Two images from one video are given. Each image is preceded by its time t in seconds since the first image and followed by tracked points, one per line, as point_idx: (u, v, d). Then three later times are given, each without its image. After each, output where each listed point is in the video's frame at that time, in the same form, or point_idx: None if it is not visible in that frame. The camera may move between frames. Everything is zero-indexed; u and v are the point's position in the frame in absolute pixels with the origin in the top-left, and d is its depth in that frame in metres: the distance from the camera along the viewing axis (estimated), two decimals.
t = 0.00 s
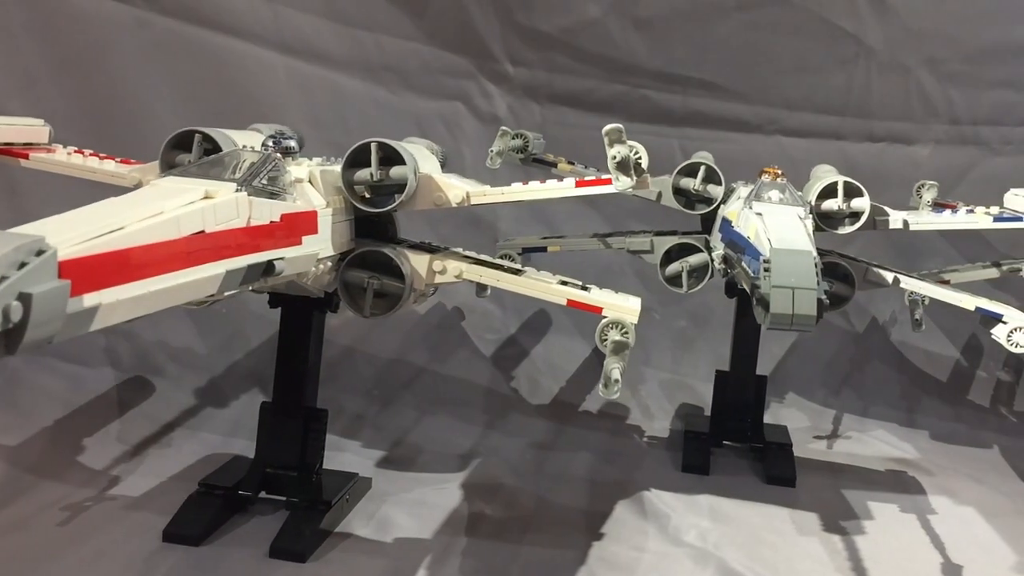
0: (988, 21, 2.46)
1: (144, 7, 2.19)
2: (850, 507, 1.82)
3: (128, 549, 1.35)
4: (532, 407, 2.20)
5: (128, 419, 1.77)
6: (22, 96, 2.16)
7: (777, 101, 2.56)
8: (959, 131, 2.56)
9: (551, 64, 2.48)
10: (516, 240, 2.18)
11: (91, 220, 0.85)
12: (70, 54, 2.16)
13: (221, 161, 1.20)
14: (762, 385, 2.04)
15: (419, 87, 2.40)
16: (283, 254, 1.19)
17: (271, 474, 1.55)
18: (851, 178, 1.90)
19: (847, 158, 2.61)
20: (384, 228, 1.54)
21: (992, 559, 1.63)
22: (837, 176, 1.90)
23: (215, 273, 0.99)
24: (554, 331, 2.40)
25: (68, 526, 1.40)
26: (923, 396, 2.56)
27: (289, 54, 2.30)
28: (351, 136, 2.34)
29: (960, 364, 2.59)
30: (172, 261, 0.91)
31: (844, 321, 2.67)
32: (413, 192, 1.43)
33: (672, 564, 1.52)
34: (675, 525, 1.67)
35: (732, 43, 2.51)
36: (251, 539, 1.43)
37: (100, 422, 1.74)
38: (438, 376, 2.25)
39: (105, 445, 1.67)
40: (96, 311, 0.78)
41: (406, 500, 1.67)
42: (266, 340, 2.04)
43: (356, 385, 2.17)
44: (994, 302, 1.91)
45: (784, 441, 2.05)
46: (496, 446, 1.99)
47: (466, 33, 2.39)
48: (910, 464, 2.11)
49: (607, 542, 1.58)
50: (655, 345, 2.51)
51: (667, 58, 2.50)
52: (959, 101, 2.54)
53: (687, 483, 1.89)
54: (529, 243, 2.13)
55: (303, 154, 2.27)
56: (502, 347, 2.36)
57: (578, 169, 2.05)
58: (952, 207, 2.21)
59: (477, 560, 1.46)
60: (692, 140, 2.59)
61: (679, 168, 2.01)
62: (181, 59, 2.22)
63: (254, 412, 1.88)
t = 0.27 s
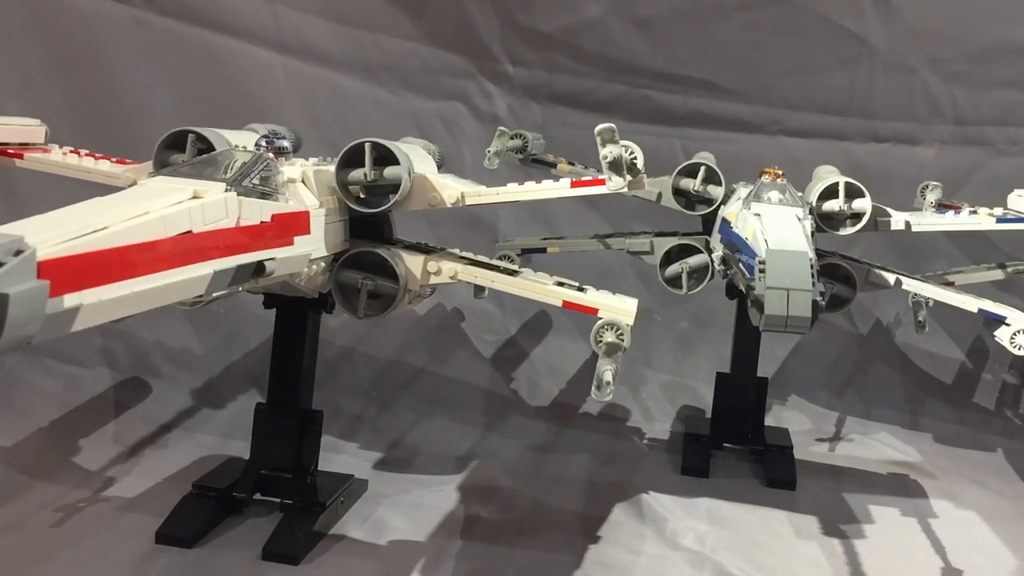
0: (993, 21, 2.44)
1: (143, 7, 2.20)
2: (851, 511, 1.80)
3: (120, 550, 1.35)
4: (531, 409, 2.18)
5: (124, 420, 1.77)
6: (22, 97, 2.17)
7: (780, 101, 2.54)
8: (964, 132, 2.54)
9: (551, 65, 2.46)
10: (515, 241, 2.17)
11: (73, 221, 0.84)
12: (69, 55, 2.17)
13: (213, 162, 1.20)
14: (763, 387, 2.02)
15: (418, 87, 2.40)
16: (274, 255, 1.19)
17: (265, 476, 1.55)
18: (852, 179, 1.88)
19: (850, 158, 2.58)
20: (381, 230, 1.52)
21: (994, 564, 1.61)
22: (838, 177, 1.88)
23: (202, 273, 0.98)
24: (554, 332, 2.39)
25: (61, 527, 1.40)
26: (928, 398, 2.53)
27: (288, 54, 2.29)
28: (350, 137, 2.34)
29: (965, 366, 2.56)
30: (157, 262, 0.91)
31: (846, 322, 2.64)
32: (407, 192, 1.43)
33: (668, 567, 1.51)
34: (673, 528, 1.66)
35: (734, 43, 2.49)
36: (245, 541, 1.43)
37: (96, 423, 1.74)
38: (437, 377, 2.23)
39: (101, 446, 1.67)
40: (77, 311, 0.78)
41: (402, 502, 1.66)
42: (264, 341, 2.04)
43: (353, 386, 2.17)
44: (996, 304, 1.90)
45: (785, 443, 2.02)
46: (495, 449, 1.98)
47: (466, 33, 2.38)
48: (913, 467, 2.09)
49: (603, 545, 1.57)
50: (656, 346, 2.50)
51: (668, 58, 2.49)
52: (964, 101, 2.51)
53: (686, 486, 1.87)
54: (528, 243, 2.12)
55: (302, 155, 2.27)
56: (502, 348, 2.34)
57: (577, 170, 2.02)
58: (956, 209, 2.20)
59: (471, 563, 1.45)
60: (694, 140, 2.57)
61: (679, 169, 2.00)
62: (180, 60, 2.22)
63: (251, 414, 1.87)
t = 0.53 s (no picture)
0: (1005, 20, 2.41)
1: (148, 8, 2.21)
2: (857, 516, 1.78)
3: (119, 551, 1.35)
4: (536, 411, 2.16)
5: (128, 421, 1.78)
6: (29, 98, 2.18)
7: (788, 102, 2.52)
8: (976, 133, 2.51)
9: (558, 65, 2.45)
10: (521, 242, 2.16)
11: (65, 221, 0.85)
12: (75, 57, 2.18)
13: (212, 162, 1.20)
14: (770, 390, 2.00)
15: (424, 87, 2.39)
16: (271, 255, 1.19)
17: (266, 477, 1.55)
18: (860, 180, 1.86)
19: (859, 159, 2.56)
20: (383, 229, 1.54)
21: (1003, 571, 1.58)
22: (845, 178, 1.86)
23: (197, 275, 0.99)
24: (559, 334, 2.38)
25: (61, 527, 1.40)
26: (939, 402, 2.50)
27: (294, 55, 2.30)
28: (355, 137, 2.34)
29: (976, 369, 2.53)
30: (149, 262, 0.91)
31: (855, 325, 2.61)
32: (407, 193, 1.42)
33: (670, 571, 1.49)
34: (676, 532, 1.64)
35: (742, 43, 2.47)
36: (244, 543, 1.43)
37: (99, 424, 1.75)
38: (441, 379, 2.21)
39: (104, 447, 1.68)
40: (66, 312, 0.78)
41: (403, 504, 1.65)
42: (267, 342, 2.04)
43: (358, 386, 2.14)
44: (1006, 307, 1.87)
45: (791, 446, 1.99)
46: (498, 450, 1.96)
47: (472, 34, 2.37)
48: (921, 471, 2.06)
49: (605, 549, 1.55)
50: (662, 348, 2.47)
51: (675, 58, 2.47)
52: (976, 102, 2.48)
53: (690, 489, 1.85)
54: (533, 245, 2.11)
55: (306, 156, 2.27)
56: (507, 351, 2.31)
57: (583, 171, 1.99)
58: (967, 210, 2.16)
59: (471, 566, 1.44)
60: (701, 141, 2.55)
61: (684, 169, 1.98)
62: (186, 61, 2.23)
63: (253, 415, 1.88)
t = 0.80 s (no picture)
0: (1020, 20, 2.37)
1: (155, 10, 2.22)
2: (865, 521, 1.75)
3: (119, 553, 1.36)
4: (542, 414, 2.13)
5: (132, 422, 1.80)
6: (38, 99, 2.21)
7: (798, 102, 2.49)
8: (989, 134, 2.47)
9: (565, 66, 2.43)
10: (526, 244, 2.14)
11: (56, 222, 0.85)
12: (83, 58, 2.20)
13: (211, 162, 1.22)
14: (778, 394, 1.97)
15: (430, 88, 2.38)
16: (269, 256, 1.19)
17: (267, 478, 1.55)
18: (869, 182, 1.83)
19: (871, 160, 2.53)
20: (385, 230, 1.55)
21: None
22: (854, 179, 1.84)
23: (192, 275, 1.00)
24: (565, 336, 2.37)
25: (62, 528, 1.42)
26: (951, 406, 2.46)
27: (300, 57, 2.30)
28: (361, 138, 2.33)
29: (989, 373, 2.49)
30: (141, 263, 0.91)
31: (867, 327, 2.58)
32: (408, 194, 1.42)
33: None
34: (680, 536, 1.62)
35: (751, 44, 2.45)
36: (243, 544, 1.43)
37: (104, 425, 1.77)
38: (446, 381, 2.18)
39: (108, 448, 1.69)
40: (56, 312, 0.79)
41: (404, 506, 1.64)
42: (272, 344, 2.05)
43: (362, 388, 2.13)
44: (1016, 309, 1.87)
45: (798, 450, 1.97)
46: (502, 452, 1.94)
47: (478, 34, 2.36)
48: (932, 476, 2.03)
49: (607, 553, 1.53)
50: (670, 350, 2.43)
51: (684, 58, 2.45)
52: (990, 103, 2.45)
53: (696, 493, 1.82)
54: (539, 246, 2.09)
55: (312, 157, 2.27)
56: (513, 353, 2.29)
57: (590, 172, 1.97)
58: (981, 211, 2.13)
59: (471, 569, 1.43)
60: (710, 141, 2.53)
61: (691, 171, 1.96)
62: (193, 63, 2.25)
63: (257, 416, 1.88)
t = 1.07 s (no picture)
0: None
1: (153, 10, 2.22)
2: (865, 526, 1.73)
3: (108, 555, 1.36)
4: (541, 416, 2.11)
5: (126, 424, 1.80)
6: (37, 100, 2.22)
7: (801, 102, 2.47)
8: (997, 135, 2.44)
9: (567, 66, 2.41)
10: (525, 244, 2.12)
11: (33, 223, 0.86)
12: (82, 59, 2.21)
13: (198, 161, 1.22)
14: (778, 397, 1.94)
15: (430, 88, 2.37)
16: (255, 257, 1.20)
17: (259, 481, 1.55)
18: (871, 183, 1.81)
19: (875, 161, 2.50)
20: (378, 233, 1.55)
21: None
22: (855, 179, 1.82)
23: (173, 275, 1.01)
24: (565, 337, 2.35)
25: (53, 530, 1.42)
26: (957, 409, 2.43)
27: (300, 58, 2.30)
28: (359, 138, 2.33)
29: (996, 376, 2.47)
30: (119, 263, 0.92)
31: (871, 329, 2.56)
32: (400, 194, 1.41)
33: None
34: (677, 540, 1.59)
35: (755, 43, 2.42)
36: (233, 547, 1.43)
37: (98, 426, 1.77)
38: (444, 383, 2.15)
39: (101, 449, 1.70)
40: (30, 313, 0.79)
41: (399, 509, 1.63)
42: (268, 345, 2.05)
43: (360, 389, 2.10)
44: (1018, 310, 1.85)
45: (799, 453, 1.94)
46: (500, 455, 1.92)
47: (480, 34, 2.34)
48: (934, 480, 2.01)
49: (602, 557, 1.51)
50: (673, 352, 2.40)
51: (686, 58, 2.42)
52: (998, 103, 2.41)
53: (694, 496, 1.80)
54: (538, 247, 2.07)
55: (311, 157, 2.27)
56: (512, 354, 2.27)
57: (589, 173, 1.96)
58: (987, 212, 2.11)
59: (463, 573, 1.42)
60: (713, 142, 2.50)
61: (691, 171, 1.93)
62: (192, 64, 2.25)
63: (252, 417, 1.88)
